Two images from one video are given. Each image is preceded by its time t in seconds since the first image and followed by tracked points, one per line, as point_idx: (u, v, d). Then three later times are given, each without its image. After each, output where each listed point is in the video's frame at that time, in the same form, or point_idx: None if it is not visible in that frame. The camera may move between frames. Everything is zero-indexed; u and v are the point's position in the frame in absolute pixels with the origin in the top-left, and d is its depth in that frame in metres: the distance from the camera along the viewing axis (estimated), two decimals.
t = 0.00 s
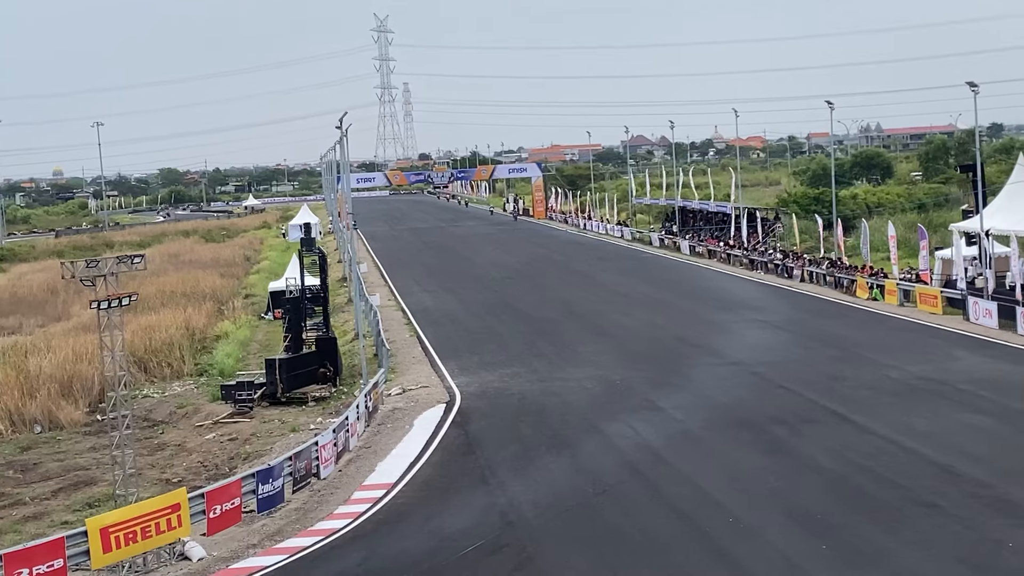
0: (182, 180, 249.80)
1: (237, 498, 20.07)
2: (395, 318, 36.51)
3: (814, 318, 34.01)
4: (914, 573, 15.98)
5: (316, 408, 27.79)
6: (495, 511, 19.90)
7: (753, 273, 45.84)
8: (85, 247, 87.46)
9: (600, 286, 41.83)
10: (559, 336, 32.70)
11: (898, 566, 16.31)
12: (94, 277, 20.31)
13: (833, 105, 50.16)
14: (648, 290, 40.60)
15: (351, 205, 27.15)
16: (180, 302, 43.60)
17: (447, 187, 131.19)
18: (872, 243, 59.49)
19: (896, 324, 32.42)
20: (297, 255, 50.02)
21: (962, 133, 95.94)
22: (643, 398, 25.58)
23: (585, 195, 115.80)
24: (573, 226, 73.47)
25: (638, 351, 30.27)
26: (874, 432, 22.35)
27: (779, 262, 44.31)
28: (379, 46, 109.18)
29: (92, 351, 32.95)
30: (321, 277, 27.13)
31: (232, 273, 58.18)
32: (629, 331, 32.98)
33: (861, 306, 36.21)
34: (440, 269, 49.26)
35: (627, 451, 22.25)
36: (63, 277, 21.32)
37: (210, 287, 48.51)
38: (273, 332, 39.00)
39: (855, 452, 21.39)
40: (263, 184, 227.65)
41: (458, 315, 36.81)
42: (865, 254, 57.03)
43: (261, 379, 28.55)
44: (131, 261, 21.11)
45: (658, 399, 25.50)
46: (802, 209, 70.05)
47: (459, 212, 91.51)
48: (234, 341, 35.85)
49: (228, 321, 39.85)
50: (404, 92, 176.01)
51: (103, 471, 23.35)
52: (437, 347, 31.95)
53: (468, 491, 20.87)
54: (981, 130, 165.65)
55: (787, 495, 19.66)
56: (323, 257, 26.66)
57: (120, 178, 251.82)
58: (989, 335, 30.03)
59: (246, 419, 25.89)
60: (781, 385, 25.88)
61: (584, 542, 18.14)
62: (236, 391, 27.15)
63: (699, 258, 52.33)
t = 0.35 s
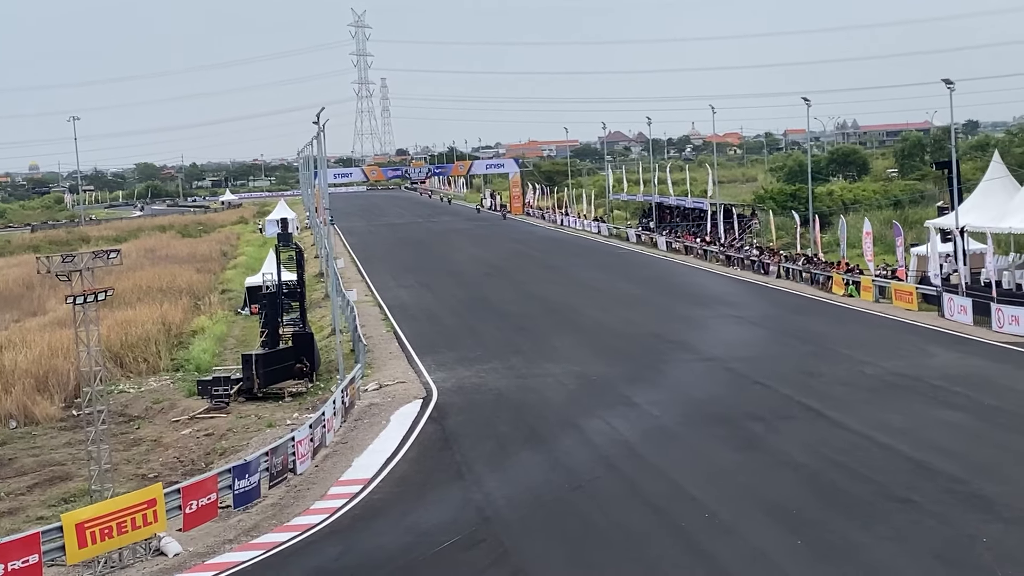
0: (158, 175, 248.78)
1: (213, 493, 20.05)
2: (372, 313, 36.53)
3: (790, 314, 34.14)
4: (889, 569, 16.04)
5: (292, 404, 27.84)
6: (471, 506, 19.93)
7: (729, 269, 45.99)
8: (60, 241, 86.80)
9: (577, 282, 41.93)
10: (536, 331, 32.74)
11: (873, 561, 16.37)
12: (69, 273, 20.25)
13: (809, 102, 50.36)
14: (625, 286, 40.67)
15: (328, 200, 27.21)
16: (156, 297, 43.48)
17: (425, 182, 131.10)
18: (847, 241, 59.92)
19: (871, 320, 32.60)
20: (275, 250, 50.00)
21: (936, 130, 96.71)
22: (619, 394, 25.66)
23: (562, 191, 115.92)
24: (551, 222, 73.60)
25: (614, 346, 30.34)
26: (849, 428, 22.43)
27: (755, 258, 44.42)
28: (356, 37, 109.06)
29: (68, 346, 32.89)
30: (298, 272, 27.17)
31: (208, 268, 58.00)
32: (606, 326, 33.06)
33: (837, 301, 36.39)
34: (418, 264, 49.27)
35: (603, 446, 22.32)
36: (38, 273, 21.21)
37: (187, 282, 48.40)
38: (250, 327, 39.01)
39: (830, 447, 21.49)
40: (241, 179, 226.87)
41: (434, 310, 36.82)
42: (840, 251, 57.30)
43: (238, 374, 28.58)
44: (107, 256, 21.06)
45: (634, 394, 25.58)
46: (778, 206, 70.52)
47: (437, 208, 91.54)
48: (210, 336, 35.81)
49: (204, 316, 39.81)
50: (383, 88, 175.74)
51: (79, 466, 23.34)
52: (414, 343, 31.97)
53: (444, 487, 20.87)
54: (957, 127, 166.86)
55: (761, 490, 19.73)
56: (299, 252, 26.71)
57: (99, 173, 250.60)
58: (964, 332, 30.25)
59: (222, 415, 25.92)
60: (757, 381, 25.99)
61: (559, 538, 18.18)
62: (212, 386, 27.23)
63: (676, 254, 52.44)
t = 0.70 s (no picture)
0: (142, 168, 247.58)
1: (197, 487, 20.02)
2: (357, 307, 36.53)
3: (774, 308, 34.24)
4: (873, 562, 16.11)
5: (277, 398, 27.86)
6: (456, 500, 19.93)
7: (714, 264, 46.09)
8: (42, 234, 86.25)
9: (562, 276, 41.97)
10: (521, 325, 32.77)
11: (857, 555, 16.44)
12: (52, 266, 20.12)
13: (794, 97, 50.39)
14: (609, 280, 40.72)
15: (312, 193, 27.20)
16: (141, 291, 43.38)
17: (410, 177, 130.86)
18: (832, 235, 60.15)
19: (856, 314, 32.72)
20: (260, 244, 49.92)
21: (919, 125, 97.13)
22: (604, 388, 25.71)
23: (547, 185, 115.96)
24: (536, 216, 73.67)
25: (599, 340, 30.39)
26: (833, 422, 22.51)
27: (740, 252, 44.48)
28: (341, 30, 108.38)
29: (52, 340, 32.82)
30: (283, 266, 27.19)
31: (192, 262, 57.85)
32: (591, 320, 33.11)
33: (821, 296, 36.52)
34: (403, 258, 49.24)
35: (588, 440, 22.35)
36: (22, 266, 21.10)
37: (172, 276, 48.28)
38: (235, 321, 38.98)
39: (813, 441, 21.56)
40: (225, 173, 226.02)
41: (419, 304, 36.83)
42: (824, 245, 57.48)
43: (222, 367, 28.57)
44: (90, 249, 20.98)
45: (618, 388, 25.64)
46: (763, 200, 70.82)
47: (422, 201, 91.48)
48: (195, 330, 35.77)
49: (188, 310, 39.76)
50: (367, 82, 175.29)
51: (62, 460, 23.31)
52: (398, 336, 31.99)
53: (428, 481, 20.87)
54: (942, 122, 167.68)
55: (746, 484, 19.79)
56: (284, 246, 26.72)
57: (84, 166, 249.35)
58: (947, 326, 30.44)
59: (206, 409, 25.92)
60: (741, 375, 26.06)
61: (544, 531, 18.20)
62: (197, 379, 27.23)
63: (661, 248, 52.53)
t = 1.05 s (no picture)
0: (130, 159, 246.80)
1: (186, 478, 20.02)
2: (345, 298, 36.52)
3: (763, 298, 34.29)
4: (860, 552, 16.15)
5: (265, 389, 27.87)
6: (445, 490, 19.94)
7: (702, 254, 46.15)
8: (28, 225, 85.80)
9: (551, 267, 41.95)
10: (509, 316, 32.77)
11: (844, 545, 16.48)
12: (39, 257, 20.08)
13: (782, 88, 50.41)
14: (597, 271, 40.74)
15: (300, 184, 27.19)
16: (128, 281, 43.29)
17: (398, 168, 130.85)
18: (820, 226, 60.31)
19: (843, 305, 32.79)
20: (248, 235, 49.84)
21: (907, 116, 97.39)
22: (593, 378, 25.74)
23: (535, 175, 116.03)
24: (525, 207, 73.72)
25: (588, 331, 30.41)
26: (821, 412, 22.55)
27: (728, 243, 44.52)
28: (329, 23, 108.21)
29: (39, 331, 32.76)
30: (271, 257, 27.20)
31: (180, 253, 57.71)
32: (579, 311, 33.12)
33: (810, 286, 36.58)
34: (391, 249, 49.21)
35: (576, 430, 22.38)
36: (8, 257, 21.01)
37: (159, 267, 48.17)
38: (222, 312, 38.97)
39: (801, 431, 21.60)
40: (213, 164, 225.47)
41: (407, 295, 36.83)
42: (812, 237, 57.58)
43: (210, 359, 28.57)
44: (78, 240, 20.91)
45: (607, 378, 25.66)
46: (751, 190, 71.14)
47: (410, 192, 91.44)
48: (182, 321, 35.74)
49: (176, 301, 39.73)
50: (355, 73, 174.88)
51: (50, 451, 23.32)
52: (387, 327, 32.00)
53: (417, 471, 20.87)
54: (929, 113, 168.16)
55: (733, 474, 19.81)
56: (272, 237, 26.72)
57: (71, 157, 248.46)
58: (934, 316, 30.55)
59: (194, 400, 25.98)
60: (729, 366, 26.10)
61: (532, 522, 18.20)
62: (185, 371, 27.09)
63: (649, 239, 52.55)
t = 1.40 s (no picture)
0: (121, 147, 246.02)
1: (177, 466, 20.04)
2: (336, 286, 36.58)
3: (753, 287, 34.32)
4: (851, 541, 16.17)
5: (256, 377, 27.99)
6: (436, 478, 19.98)
7: (693, 242, 46.17)
8: (17, 214, 85.36)
9: (541, 255, 42.01)
10: (500, 305, 32.79)
11: (835, 533, 16.50)
12: (30, 246, 19.95)
13: (773, 76, 50.36)
14: (588, 259, 40.74)
15: (291, 173, 27.23)
16: (119, 270, 43.25)
17: (389, 156, 130.59)
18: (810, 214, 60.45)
19: (834, 293, 32.85)
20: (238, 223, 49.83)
21: (897, 104, 97.51)
22: (583, 367, 25.78)
23: (525, 163, 115.88)
24: (516, 195, 73.72)
25: (579, 320, 30.45)
26: (812, 400, 22.59)
27: (719, 231, 44.53)
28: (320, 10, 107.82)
29: (30, 320, 32.77)
30: (261, 246, 27.30)
31: (171, 241, 57.68)
32: (570, 299, 33.16)
33: (801, 275, 36.63)
34: (382, 237, 49.23)
35: (567, 419, 22.42)
36: None
37: (150, 255, 48.14)
38: (213, 300, 39.02)
39: (791, 419, 21.63)
40: (204, 151, 224.87)
41: (397, 284, 36.85)
42: (802, 225, 57.67)
43: (201, 347, 28.64)
44: (68, 229, 20.87)
45: (598, 367, 25.71)
46: (741, 178, 71.27)
47: (401, 180, 91.29)
48: (173, 309, 35.81)
49: (167, 290, 39.74)
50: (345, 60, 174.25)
51: (41, 440, 23.43)
52: (378, 316, 32.04)
53: (408, 460, 20.91)
54: (920, 100, 168.34)
55: (723, 461, 19.86)
56: (262, 225, 26.81)
57: (63, 145, 247.66)
58: (925, 304, 30.60)
59: (185, 388, 26.13)
60: (720, 354, 26.14)
61: (523, 510, 18.24)
62: (176, 358, 27.43)
63: (640, 227, 52.56)
